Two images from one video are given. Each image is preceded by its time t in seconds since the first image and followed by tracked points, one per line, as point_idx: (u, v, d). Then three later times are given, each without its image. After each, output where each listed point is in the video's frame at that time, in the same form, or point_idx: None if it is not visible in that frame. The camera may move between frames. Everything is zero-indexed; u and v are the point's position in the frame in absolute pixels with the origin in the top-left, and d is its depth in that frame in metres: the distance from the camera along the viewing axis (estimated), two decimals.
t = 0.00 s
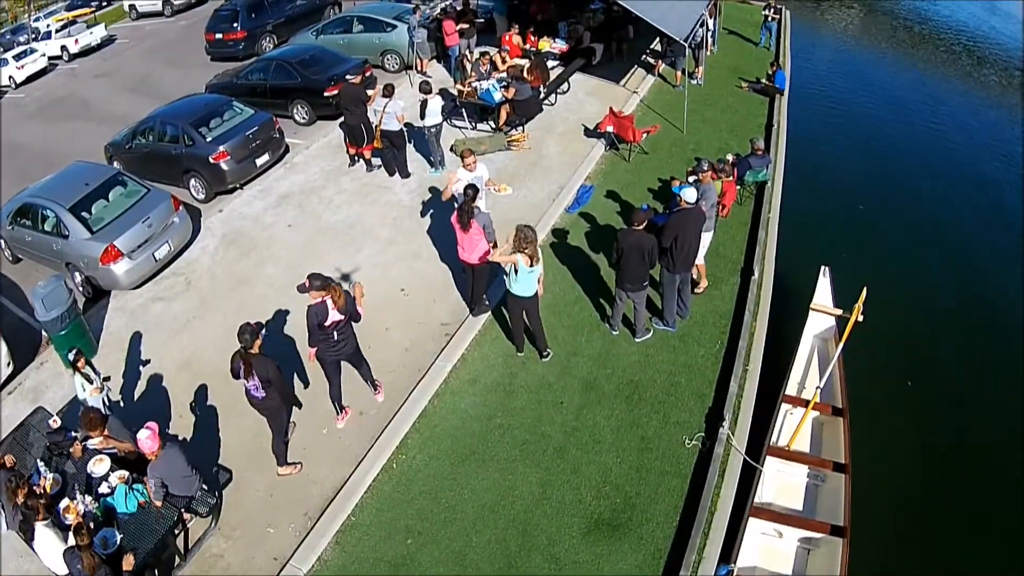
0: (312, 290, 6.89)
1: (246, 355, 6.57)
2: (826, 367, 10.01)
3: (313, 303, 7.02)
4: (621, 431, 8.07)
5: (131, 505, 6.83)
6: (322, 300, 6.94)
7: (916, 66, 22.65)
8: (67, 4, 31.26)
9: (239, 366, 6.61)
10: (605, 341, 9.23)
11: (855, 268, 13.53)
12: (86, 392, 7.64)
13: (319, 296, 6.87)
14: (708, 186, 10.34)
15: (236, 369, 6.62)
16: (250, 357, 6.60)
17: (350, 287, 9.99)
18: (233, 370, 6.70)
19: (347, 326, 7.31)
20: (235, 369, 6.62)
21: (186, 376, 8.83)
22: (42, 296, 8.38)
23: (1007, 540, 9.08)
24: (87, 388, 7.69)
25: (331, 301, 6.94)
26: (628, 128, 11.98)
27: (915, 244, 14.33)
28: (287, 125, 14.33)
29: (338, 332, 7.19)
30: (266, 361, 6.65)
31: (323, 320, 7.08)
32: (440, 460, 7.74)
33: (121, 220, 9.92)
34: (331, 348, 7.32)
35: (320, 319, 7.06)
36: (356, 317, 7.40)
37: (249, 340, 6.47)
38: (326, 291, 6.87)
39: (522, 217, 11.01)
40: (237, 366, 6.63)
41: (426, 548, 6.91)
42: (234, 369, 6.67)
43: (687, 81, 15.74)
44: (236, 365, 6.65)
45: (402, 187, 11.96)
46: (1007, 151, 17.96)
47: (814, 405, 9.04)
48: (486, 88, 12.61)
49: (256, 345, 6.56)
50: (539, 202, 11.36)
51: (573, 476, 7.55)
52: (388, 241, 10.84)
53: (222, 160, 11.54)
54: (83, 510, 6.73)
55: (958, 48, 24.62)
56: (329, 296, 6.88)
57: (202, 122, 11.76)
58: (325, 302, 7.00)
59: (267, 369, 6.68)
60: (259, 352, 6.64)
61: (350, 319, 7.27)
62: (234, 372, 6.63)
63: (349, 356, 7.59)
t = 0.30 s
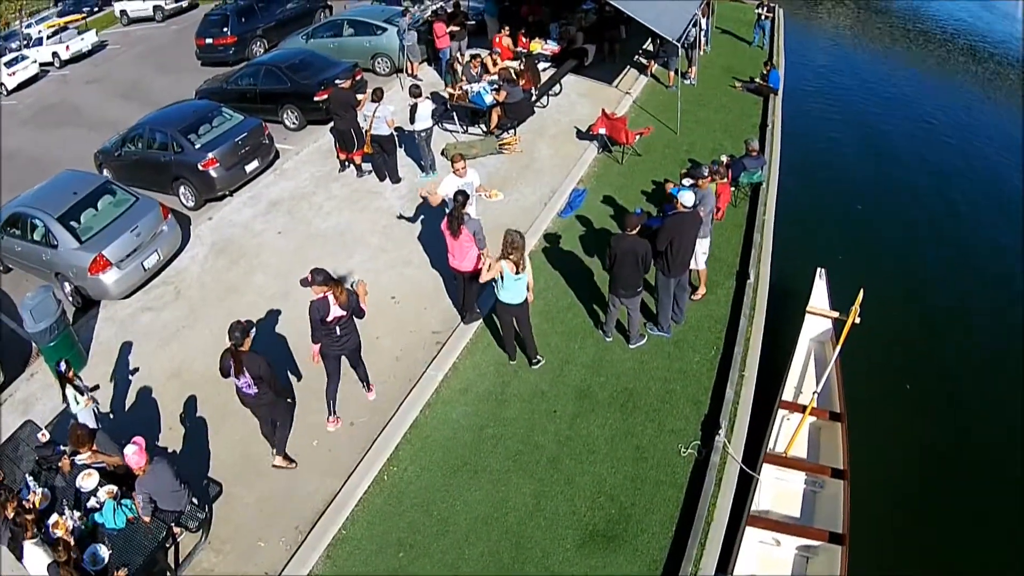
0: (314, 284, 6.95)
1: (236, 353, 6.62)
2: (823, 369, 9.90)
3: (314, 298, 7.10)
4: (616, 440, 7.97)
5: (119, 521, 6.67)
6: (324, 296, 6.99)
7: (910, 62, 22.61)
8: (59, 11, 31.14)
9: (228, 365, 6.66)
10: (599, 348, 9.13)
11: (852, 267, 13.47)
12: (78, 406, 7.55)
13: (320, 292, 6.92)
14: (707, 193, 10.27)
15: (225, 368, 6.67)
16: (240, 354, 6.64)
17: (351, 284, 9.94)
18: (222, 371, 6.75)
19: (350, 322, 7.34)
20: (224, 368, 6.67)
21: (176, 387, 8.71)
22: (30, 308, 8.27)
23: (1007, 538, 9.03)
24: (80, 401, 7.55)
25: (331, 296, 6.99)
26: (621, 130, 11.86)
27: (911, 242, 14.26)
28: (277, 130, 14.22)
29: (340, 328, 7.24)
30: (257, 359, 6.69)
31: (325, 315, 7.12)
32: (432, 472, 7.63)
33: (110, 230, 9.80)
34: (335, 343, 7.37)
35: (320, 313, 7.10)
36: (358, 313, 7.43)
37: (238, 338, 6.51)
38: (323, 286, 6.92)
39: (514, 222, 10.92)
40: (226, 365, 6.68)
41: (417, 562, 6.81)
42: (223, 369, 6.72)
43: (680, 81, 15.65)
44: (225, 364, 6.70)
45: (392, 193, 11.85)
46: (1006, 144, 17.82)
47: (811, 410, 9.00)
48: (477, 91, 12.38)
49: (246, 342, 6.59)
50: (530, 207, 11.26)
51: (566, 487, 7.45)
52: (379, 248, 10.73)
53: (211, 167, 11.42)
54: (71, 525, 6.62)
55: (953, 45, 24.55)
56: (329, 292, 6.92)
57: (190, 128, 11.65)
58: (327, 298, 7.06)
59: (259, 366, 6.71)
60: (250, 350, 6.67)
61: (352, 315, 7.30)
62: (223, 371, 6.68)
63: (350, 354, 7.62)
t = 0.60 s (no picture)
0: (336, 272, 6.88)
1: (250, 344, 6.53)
2: (838, 386, 9.59)
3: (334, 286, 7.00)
4: (625, 454, 7.77)
5: (118, 526, 6.62)
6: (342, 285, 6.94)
7: (927, 70, 22.33)
8: (74, 5, 31.22)
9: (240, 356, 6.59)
10: (610, 359, 8.94)
11: (864, 274, 13.26)
12: (83, 406, 7.43)
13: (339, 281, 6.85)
14: (729, 208, 10.15)
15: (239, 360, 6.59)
16: (253, 346, 6.54)
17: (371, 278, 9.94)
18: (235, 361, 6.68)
19: (367, 315, 7.21)
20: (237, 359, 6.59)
21: (180, 390, 8.58)
22: (35, 307, 8.10)
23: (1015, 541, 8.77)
24: (84, 401, 7.45)
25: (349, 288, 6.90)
26: (636, 135, 11.68)
27: (923, 247, 13.99)
28: (289, 129, 14.11)
29: (356, 319, 7.11)
30: (271, 350, 6.61)
31: (341, 305, 6.99)
32: (437, 483, 7.46)
33: (116, 228, 9.70)
34: (353, 334, 7.27)
35: (338, 302, 6.99)
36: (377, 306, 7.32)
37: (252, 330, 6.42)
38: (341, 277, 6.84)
39: (526, 228, 10.74)
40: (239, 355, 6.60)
41: None
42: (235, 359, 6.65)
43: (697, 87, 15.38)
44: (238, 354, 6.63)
45: (403, 196, 11.68)
46: (1021, 152, 17.48)
47: (823, 427, 8.74)
48: (491, 93, 12.23)
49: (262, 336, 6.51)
50: (543, 212, 11.09)
51: (573, 501, 7.27)
52: (389, 251, 10.58)
53: (220, 166, 11.32)
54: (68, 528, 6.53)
55: (971, 54, 24.25)
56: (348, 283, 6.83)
57: (200, 126, 11.54)
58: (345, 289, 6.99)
59: (271, 358, 6.62)
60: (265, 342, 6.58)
61: (370, 307, 7.17)
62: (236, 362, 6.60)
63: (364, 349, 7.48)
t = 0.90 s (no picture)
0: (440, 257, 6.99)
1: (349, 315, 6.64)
2: (920, 435, 8.76)
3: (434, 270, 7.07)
4: (699, 485, 7.25)
5: (171, 500, 6.50)
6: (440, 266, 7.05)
7: None
8: None
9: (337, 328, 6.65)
10: (697, 385, 8.40)
11: (955, 313, 12.41)
12: (154, 375, 7.40)
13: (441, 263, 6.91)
14: (835, 244, 9.29)
15: (336, 333, 6.63)
16: (353, 320, 6.63)
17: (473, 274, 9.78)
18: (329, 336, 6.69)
19: (459, 305, 7.12)
20: (335, 332, 6.63)
21: (255, 368, 8.56)
22: (113, 272, 8.24)
23: None
24: (154, 370, 7.39)
25: (447, 276, 6.92)
26: (742, 154, 11.27)
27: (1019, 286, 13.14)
28: (393, 117, 14.14)
29: (450, 306, 7.05)
30: (370, 323, 6.70)
31: (434, 286, 6.99)
32: (505, 492, 7.14)
33: (206, 201, 9.77)
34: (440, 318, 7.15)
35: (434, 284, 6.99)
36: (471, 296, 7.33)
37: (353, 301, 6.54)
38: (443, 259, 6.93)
39: (623, 240, 10.32)
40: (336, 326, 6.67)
41: None
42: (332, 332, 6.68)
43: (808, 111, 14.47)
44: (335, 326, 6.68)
45: (503, 195, 11.40)
46: None
47: (900, 474, 8.03)
48: (600, 99, 11.95)
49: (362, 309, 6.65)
50: (642, 224, 10.65)
51: (641, 527, 6.83)
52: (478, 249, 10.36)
53: (319, 149, 11.34)
54: (122, 496, 6.48)
55: None
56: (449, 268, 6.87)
57: (301, 107, 11.58)
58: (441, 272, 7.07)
59: (371, 333, 6.70)
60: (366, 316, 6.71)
61: (464, 299, 7.07)
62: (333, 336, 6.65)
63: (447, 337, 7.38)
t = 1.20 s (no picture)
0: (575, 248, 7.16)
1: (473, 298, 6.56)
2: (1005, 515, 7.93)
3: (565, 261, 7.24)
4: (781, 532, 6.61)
5: (245, 471, 6.31)
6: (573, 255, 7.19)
7: None
8: None
9: (458, 311, 6.56)
10: (797, 430, 7.62)
11: None
12: (250, 342, 7.37)
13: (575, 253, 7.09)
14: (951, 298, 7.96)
15: (457, 317, 6.57)
16: (479, 304, 6.54)
17: (603, 276, 9.26)
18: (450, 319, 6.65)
19: (581, 298, 7.15)
20: (456, 314, 6.57)
21: (355, 349, 8.38)
22: (224, 233, 8.47)
23: None
24: (251, 337, 7.35)
25: (576, 265, 7.01)
26: (875, 196, 10.53)
27: None
28: (530, 114, 13.66)
29: (569, 297, 7.10)
30: (495, 308, 6.62)
31: (559, 272, 7.13)
32: (589, 514, 6.69)
33: (328, 174, 9.65)
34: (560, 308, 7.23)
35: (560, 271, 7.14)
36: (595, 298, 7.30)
37: (479, 284, 6.45)
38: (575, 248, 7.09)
39: (751, 271, 9.74)
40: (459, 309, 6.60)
41: None
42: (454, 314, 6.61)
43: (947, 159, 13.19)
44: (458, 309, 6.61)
45: (633, 206, 10.57)
46: None
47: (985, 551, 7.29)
48: (740, 121, 11.67)
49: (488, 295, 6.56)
50: (765, 256, 10.04)
51: (717, 569, 6.28)
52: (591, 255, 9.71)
53: (452, 136, 11.08)
54: (197, 458, 6.45)
55: None
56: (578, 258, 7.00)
57: (438, 93, 11.41)
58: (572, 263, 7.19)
59: (494, 318, 6.61)
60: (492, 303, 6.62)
61: (584, 294, 7.12)
62: (454, 318, 6.59)
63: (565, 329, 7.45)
